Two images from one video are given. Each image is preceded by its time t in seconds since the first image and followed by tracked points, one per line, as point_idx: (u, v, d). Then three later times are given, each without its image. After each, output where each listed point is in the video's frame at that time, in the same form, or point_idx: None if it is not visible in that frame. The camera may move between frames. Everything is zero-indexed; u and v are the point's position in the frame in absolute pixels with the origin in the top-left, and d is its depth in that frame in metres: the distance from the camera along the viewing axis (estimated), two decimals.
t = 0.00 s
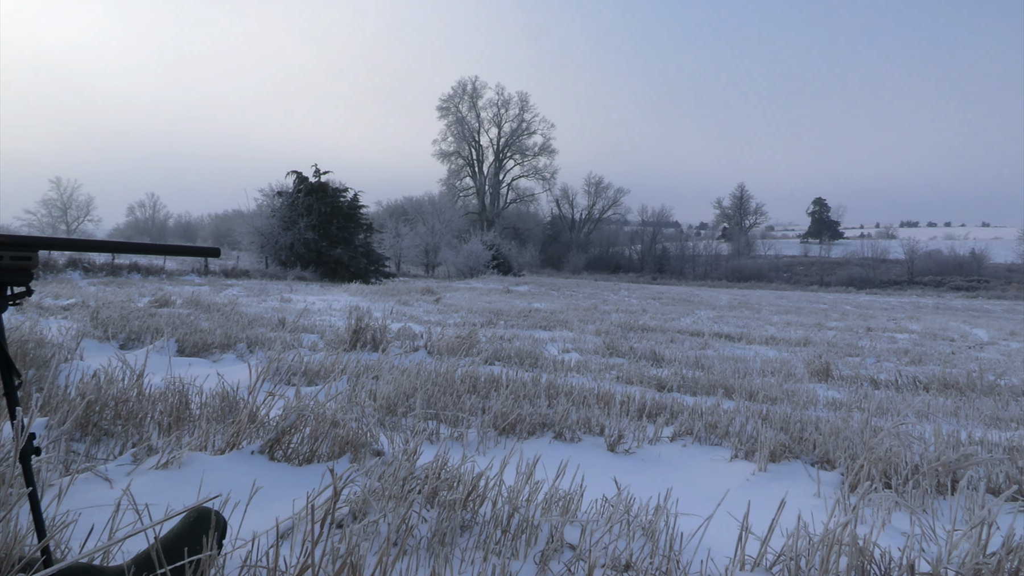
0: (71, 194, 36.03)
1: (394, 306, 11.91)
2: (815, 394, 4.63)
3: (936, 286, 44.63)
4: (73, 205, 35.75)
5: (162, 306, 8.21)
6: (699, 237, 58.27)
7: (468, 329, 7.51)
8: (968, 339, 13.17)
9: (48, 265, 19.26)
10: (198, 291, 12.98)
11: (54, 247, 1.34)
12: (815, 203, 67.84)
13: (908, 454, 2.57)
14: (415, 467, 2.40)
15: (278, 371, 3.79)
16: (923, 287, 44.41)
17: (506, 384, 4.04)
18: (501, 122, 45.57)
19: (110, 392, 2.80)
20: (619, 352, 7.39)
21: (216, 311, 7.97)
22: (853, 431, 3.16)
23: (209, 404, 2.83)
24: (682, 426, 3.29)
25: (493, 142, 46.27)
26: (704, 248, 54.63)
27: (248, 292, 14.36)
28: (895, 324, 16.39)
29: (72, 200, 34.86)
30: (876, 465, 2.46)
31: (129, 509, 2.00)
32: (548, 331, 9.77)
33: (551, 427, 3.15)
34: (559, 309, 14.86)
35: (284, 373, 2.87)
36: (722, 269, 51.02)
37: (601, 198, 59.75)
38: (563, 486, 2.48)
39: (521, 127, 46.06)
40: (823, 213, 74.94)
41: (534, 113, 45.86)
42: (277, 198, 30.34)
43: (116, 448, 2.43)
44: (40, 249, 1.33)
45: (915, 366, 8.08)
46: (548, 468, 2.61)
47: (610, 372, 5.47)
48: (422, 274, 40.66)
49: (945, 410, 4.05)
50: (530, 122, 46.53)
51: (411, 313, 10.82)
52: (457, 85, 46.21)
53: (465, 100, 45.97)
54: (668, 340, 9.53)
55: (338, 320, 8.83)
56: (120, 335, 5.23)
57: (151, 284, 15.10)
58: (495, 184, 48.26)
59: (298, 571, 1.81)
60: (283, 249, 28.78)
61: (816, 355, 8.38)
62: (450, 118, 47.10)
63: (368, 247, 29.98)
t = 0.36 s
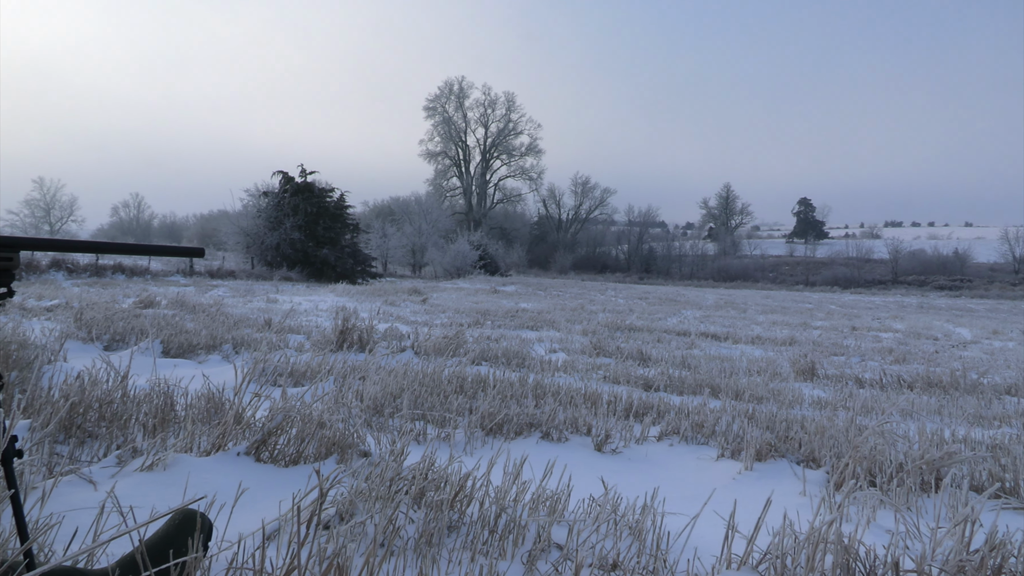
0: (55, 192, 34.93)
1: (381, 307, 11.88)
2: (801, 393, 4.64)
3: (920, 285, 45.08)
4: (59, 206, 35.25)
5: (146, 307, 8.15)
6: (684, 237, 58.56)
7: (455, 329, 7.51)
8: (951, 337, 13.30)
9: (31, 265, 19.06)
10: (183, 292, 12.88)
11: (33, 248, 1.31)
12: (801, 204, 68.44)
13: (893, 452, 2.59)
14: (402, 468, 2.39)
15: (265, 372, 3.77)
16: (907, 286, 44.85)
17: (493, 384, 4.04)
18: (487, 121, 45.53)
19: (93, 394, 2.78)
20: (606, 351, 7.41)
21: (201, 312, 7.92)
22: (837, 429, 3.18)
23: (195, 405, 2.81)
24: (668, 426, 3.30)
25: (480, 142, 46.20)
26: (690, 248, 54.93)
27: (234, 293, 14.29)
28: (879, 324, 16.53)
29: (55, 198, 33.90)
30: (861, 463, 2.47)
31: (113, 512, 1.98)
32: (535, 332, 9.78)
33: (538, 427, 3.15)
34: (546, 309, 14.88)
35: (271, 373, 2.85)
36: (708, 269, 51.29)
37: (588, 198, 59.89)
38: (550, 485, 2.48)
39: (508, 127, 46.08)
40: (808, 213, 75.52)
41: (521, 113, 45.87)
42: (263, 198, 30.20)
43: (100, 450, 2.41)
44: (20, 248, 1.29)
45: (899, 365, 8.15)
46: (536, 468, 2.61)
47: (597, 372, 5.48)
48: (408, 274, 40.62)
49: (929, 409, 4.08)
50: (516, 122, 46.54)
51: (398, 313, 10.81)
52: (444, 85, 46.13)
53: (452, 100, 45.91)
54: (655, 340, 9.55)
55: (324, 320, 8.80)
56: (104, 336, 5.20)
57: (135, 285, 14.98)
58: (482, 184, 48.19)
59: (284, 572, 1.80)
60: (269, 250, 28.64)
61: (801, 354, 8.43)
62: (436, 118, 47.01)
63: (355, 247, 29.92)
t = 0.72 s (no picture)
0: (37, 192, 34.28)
1: (367, 307, 11.85)
2: (787, 392, 4.66)
3: (904, 284, 45.48)
4: (43, 206, 34.78)
5: (131, 308, 8.08)
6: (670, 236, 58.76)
7: (442, 330, 7.50)
8: (934, 336, 13.44)
9: (13, 266, 18.84)
10: (167, 293, 12.78)
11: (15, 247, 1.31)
12: (787, 204, 68.91)
13: (878, 450, 2.61)
14: (389, 469, 2.39)
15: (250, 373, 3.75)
16: (891, 285, 45.25)
17: (481, 384, 4.03)
18: (474, 122, 45.47)
19: (77, 396, 2.76)
20: (593, 351, 7.41)
21: (187, 313, 7.87)
22: (823, 428, 3.20)
23: (180, 406, 2.80)
24: (655, 425, 3.31)
25: (467, 142, 46.11)
26: (677, 248, 55.22)
27: (219, 293, 14.20)
28: (864, 323, 16.64)
29: (37, 198, 33.29)
30: (846, 462, 2.49)
31: (98, 515, 1.96)
32: (523, 332, 9.78)
33: (525, 427, 3.15)
34: (533, 309, 14.88)
35: (256, 374, 2.83)
36: (694, 269, 51.60)
37: (575, 198, 60.03)
38: (537, 485, 2.48)
39: (495, 127, 46.05)
40: (792, 213, 76.18)
41: (508, 114, 45.86)
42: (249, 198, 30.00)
43: (85, 452, 2.39)
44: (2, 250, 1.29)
45: (884, 364, 8.19)
46: (523, 467, 2.61)
47: (584, 372, 5.47)
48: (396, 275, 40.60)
49: (914, 408, 4.11)
50: (503, 122, 46.52)
51: (385, 314, 10.77)
52: (431, 85, 45.98)
53: (439, 100, 45.79)
54: (641, 340, 9.56)
55: (311, 321, 8.76)
56: (88, 337, 5.15)
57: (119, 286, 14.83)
58: (469, 184, 48.08)
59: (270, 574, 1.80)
60: (255, 250, 28.50)
61: (786, 353, 8.47)
62: (423, 118, 46.84)
63: (341, 247, 29.83)
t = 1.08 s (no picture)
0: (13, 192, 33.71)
1: (350, 308, 11.80)
2: (768, 391, 4.68)
3: (883, 283, 46.04)
4: (20, 206, 34.29)
5: (110, 309, 8.00)
6: (653, 236, 58.99)
7: (426, 330, 7.48)
8: (913, 335, 13.57)
9: None
10: (147, 294, 12.67)
11: None
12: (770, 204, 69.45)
13: (858, 448, 2.63)
14: (372, 469, 2.38)
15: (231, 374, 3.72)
16: (871, 284, 45.80)
17: (464, 384, 4.02)
18: (457, 122, 45.33)
19: (55, 398, 2.73)
20: (576, 351, 7.42)
21: (167, 314, 7.81)
22: (804, 427, 3.22)
23: (160, 409, 2.77)
24: (638, 425, 3.32)
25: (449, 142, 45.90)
26: (660, 248, 55.64)
27: (200, 294, 14.11)
28: (844, 321, 16.79)
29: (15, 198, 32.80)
30: (826, 460, 2.51)
31: (77, 518, 1.94)
32: (505, 331, 9.80)
33: (508, 427, 3.15)
34: (516, 309, 14.90)
35: (237, 376, 2.81)
36: (676, 269, 52.00)
37: (558, 198, 60.19)
38: (520, 485, 2.48)
39: (477, 127, 46.05)
40: (774, 213, 75.84)
41: (491, 114, 45.82)
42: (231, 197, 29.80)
43: (63, 455, 2.37)
44: None
45: (864, 362, 8.27)
46: (506, 468, 2.61)
47: (566, 371, 5.47)
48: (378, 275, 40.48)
49: (894, 405, 4.14)
50: (486, 122, 46.44)
51: (367, 314, 10.73)
52: (413, 85, 45.68)
53: (421, 100, 45.52)
54: (625, 339, 9.58)
55: (292, 321, 8.72)
56: (66, 339, 5.11)
57: (98, 287, 14.68)
58: (452, 184, 47.81)
59: None
60: (236, 250, 28.32)
61: (768, 352, 8.53)
62: (406, 118, 46.48)
63: (323, 248, 29.71)
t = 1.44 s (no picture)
0: None
1: (329, 308, 11.76)
2: (747, 390, 4.70)
3: (860, 282, 46.70)
4: None
5: (86, 310, 7.93)
6: (633, 237, 59.55)
7: (406, 331, 7.46)
8: (888, 333, 13.74)
9: None
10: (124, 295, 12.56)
11: None
12: (749, 205, 70.30)
13: (835, 445, 2.65)
14: (352, 471, 2.37)
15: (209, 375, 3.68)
16: (848, 284, 46.45)
17: (444, 384, 4.02)
18: (437, 122, 45.09)
19: (29, 401, 2.69)
20: (557, 351, 7.43)
21: (145, 315, 7.77)
22: (782, 425, 3.25)
23: (138, 411, 2.75)
24: (619, 424, 3.33)
25: (429, 142, 45.58)
26: (639, 248, 56.17)
27: (178, 295, 14.00)
28: (822, 321, 16.95)
29: None
30: (804, 458, 2.53)
31: (51, 522, 1.91)
32: (486, 332, 9.81)
33: (489, 427, 3.15)
34: (496, 309, 14.93)
35: (216, 377, 2.79)
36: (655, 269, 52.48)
37: (538, 198, 60.40)
38: (500, 485, 2.48)
39: (457, 127, 45.96)
40: (752, 213, 76.82)
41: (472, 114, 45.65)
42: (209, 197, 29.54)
43: (38, 459, 2.34)
44: None
45: (841, 361, 8.36)
46: (487, 467, 2.60)
47: (547, 371, 5.47)
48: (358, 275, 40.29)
49: (871, 403, 4.18)
50: (467, 122, 46.26)
51: (347, 315, 10.69)
52: (393, 85, 45.23)
53: (401, 100, 45.12)
54: (605, 339, 9.59)
55: (271, 322, 8.68)
56: (42, 341, 5.07)
57: (73, 288, 14.53)
58: (432, 184, 47.43)
59: None
60: (214, 251, 28.08)
61: (747, 351, 8.58)
62: (385, 117, 45.96)
63: (302, 248, 29.54)
